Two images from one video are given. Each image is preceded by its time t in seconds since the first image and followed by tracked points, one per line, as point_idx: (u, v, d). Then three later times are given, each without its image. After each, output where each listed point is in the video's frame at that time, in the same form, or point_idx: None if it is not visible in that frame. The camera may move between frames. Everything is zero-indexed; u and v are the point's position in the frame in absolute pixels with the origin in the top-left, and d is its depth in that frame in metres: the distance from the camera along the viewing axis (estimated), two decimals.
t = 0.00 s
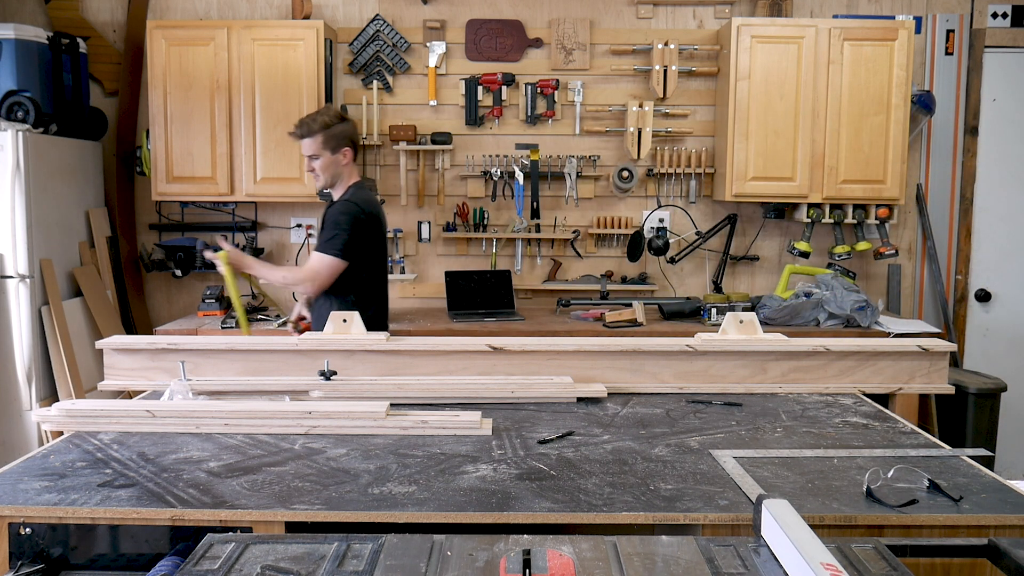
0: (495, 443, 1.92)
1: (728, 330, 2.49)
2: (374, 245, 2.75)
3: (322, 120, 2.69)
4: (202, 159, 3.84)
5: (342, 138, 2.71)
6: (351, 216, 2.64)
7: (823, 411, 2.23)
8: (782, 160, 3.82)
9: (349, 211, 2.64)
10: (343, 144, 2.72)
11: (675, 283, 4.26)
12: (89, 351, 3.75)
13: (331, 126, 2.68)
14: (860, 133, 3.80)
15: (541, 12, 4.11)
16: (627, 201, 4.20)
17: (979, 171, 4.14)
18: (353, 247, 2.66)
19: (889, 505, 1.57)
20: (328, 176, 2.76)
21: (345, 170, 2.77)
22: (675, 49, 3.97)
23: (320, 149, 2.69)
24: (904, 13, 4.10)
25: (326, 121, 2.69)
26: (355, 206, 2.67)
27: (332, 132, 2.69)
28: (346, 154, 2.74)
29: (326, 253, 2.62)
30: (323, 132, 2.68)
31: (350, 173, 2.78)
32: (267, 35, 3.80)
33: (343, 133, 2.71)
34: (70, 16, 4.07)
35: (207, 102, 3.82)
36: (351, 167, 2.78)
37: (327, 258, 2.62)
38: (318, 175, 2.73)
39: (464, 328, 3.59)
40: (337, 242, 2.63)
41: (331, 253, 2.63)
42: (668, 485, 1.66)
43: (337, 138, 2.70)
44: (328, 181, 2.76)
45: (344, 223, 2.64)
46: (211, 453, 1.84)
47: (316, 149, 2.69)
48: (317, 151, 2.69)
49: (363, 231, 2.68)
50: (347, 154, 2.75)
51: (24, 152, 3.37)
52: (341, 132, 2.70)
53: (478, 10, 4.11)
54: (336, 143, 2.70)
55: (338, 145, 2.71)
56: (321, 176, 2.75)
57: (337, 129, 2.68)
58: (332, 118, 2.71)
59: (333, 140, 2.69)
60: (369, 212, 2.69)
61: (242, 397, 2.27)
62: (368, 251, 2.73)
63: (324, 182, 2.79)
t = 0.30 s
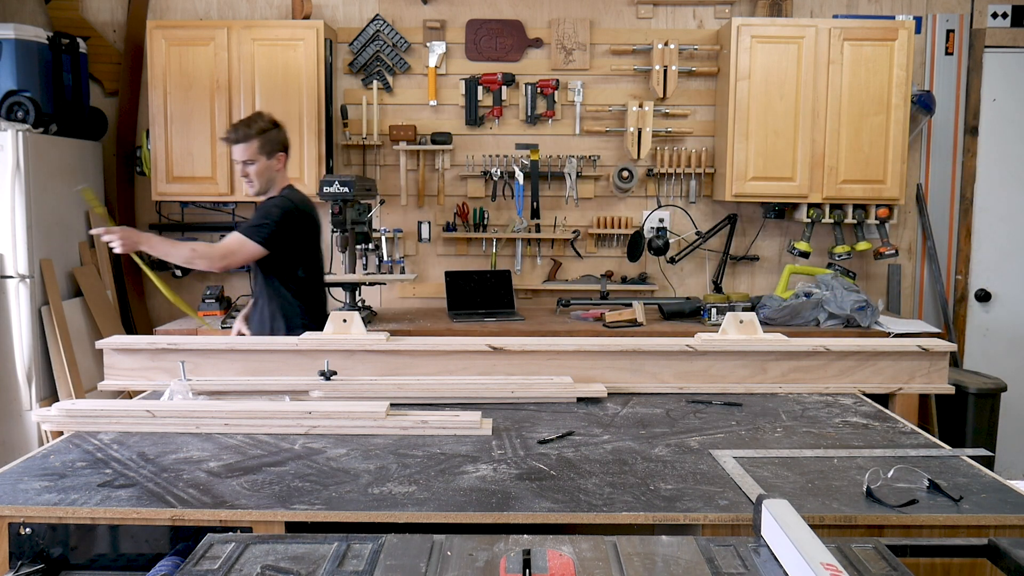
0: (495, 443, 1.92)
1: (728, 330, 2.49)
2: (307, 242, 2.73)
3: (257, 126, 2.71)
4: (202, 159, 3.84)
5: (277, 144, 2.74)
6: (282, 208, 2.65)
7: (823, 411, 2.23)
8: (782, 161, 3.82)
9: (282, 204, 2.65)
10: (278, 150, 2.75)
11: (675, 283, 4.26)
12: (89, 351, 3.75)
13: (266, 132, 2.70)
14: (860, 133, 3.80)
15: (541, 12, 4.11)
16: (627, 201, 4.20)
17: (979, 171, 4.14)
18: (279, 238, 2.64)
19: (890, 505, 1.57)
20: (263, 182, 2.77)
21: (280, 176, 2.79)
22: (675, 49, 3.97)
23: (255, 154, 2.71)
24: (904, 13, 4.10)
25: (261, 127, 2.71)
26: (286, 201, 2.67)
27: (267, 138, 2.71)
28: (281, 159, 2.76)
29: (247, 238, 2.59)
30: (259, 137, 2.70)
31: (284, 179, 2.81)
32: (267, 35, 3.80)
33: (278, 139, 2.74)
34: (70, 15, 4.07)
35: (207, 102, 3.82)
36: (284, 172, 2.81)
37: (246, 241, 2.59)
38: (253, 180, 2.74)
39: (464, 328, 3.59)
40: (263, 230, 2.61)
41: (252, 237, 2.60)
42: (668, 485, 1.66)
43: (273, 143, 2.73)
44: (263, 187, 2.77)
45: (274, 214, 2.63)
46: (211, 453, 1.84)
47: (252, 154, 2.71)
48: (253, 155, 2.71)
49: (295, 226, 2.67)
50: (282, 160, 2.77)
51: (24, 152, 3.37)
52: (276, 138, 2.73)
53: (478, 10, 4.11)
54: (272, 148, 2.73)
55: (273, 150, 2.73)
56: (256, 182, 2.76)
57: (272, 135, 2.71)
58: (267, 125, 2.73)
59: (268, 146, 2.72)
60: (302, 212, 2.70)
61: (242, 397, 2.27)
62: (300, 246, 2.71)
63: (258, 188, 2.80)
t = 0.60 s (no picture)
0: (495, 443, 1.92)
1: (728, 330, 2.49)
2: (258, 235, 2.76)
3: (186, 124, 2.67)
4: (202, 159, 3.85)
5: (210, 139, 2.72)
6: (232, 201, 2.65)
7: (823, 411, 2.23)
8: (782, 161, 3.82)
9: (232, 197, 2.65)
10: (211, 145, 2.73)
11: (675, 283, 4.26)
12: (89, 351, 3.75)
13: (197, 128, 2.68)
14: (860, 134, 3.81)
15: (541, 12, 4.11)
16: (626, 201, 4.20)
17: (979, 171, 4.14)
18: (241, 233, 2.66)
19: (889, 505, 1.57)
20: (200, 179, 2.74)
21: (216, 171, 2.77)
22: (675, 49, 3.97)
23: (189, 152, 2.67)
24: (904, 13, 4.10)
25: (190, 124, 2.68)
26: (236, 193, 2.69)
27: (199, 135, 2.69)
28: (216, 153, 2.75)
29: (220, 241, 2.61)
30: (192, 134, 2.67)
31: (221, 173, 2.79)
32: (267, 35, 3.80)
33: (209, 134, 2.72)
34: (70, 15, 4.07)
35: (207, 102, 3.82)
36: (219, 166, 2.80)
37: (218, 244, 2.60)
38: (192, 179, 2.71)
39: (463, 328, 3.59)
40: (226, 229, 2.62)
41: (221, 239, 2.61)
42: (668, 485, 1.66)
43: (206, 139, 2.70)
44: (201, 184, 2.75)
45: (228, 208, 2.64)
46: (211, 453, 1.84)
47: (187, 152, 2.67)
48: (187, 153, 2.67)
49: (248, 218, 2.68)
50: (215, 155, 2.76)
51: (24, 151, 3.37)
52: (207, 133, 2.71)
53: (478, 10, 4.11)
54: (208, 144, 2.71)
55: (206, 145, 2.71)
56: (194, 180, 2.73)
57: (203, 130, 2.69)
58: (196, 121, 2.70)
59: (201, 143, 2.69)
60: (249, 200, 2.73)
61: (242, 397, 2.27)
62: (253, 240, 2.74)
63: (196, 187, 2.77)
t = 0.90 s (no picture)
0: (495, 443, 1.92)
1: (728, 330, 2.49)
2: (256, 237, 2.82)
3: (168, 126, 2.67)
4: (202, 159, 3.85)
5: (193, 140, 2.72)
6: (249, 199, 2.76)
7: (823, 411, 2.23)
8: (782, 161, 3.82)
9: (247, 194, 2.76)
10: (195, 145, 2.73)
11: (675, 283, 4.27)
12: (89, 351, 3.75)
13: (179, 129, 2.67)
14: (860, 134, 3.81)
15: (542, 12, 4.11)
16: (626, 201, 4.20)
17: (979, 171, 4.14)
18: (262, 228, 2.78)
19: (890, 505, 1.56)
20: (187, 180, 2.74)
21: (201, 171, 2.77)
22: (675, 49, 3.97)
23: (173, 154, 2.67)
24: (904, 13, 4.10)
25: (172, 126, 2.67)
26: (247, 192, 2.80)
27: (181, 135, 2.68)
28: (200, 153, 2.75)
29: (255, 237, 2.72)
30: (175, 136, 2.66)
31: (206, 174, 2.80)
32: (267, 35, 3.80)
33: (191, 134, 2.72)
34: (69, 15, 4.05)
35: (207, 102, 3.82)
36: (204, 166, 2.80)
37: (254, 240, 2.71)
38: (178, 181, 2.70)
39: (464, 328, 3.59)
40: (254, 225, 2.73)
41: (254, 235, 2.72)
42: (668, 485, 1.66)
43: (189, 140, 2.70)
44: (188, 186, 2.74)
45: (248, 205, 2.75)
46: (211, 453, 1.84)
47: (172, 155, 2.67)
48: (171, 156, 2.67)
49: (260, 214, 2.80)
50: (199, 155, 2.76)
51: (24, 151, 3.37)
52: (189, 134, 2.71)
53: (478, 10, 4.10)
54: (191, 144, 2.71)
55: (190, 147, 2.71)
56: (180, 182, 2.72)
57: (186, 131, 2.69)
58: (178, 122, 2.70)
59: (184, 144, 2.69)
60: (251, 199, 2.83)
61: (241, 397, 2.27)
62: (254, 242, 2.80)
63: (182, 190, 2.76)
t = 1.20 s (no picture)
0: (495, 443, 1.92)
1: (727, 330, 2.52)
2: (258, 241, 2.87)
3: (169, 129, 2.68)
4: (202, 159, 3.85)
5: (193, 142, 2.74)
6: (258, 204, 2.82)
7: (823, 411, 2.23)
8: (782, 161, 3.82)
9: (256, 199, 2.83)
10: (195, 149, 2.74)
11: (675, 283, 4.27)
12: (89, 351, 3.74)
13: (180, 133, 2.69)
14: (860, 134, 3.81)
15: (542, 12, 4.11)
16: (627, 201, 4.20)
17: (979, 171, 4.14)
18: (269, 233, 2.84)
19: (889, 505, 1.57)
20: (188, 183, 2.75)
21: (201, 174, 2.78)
22: (675, 49, 3.97)
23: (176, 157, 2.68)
24: (904, 13, 4.10)
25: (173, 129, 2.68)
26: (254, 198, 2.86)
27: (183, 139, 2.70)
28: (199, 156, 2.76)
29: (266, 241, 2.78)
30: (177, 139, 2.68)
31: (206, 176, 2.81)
32: (267, 35, 3.79)
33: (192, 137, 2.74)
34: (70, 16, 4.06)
35: (207, 102, 3.82)
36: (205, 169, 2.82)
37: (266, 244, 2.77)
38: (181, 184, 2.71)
39: (464, 328, 3.59)
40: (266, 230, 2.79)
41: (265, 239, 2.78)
42: (668, 485, 1.66)
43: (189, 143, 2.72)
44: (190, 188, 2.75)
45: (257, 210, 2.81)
46: (211, 453, 1.84)
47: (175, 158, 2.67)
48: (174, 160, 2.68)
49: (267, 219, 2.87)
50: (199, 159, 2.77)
51: (24, 151, 3.37)
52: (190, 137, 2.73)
53: (478, 10, 4.11)
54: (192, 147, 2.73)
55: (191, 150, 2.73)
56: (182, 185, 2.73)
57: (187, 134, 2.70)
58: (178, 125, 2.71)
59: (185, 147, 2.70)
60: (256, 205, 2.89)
61: (241, 397, 2.27)
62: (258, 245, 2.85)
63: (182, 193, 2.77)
